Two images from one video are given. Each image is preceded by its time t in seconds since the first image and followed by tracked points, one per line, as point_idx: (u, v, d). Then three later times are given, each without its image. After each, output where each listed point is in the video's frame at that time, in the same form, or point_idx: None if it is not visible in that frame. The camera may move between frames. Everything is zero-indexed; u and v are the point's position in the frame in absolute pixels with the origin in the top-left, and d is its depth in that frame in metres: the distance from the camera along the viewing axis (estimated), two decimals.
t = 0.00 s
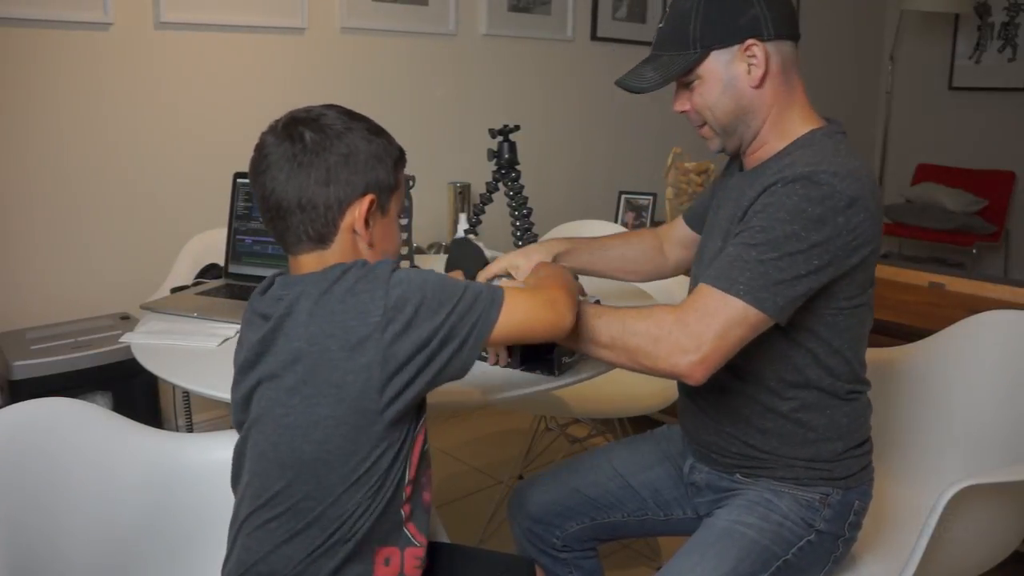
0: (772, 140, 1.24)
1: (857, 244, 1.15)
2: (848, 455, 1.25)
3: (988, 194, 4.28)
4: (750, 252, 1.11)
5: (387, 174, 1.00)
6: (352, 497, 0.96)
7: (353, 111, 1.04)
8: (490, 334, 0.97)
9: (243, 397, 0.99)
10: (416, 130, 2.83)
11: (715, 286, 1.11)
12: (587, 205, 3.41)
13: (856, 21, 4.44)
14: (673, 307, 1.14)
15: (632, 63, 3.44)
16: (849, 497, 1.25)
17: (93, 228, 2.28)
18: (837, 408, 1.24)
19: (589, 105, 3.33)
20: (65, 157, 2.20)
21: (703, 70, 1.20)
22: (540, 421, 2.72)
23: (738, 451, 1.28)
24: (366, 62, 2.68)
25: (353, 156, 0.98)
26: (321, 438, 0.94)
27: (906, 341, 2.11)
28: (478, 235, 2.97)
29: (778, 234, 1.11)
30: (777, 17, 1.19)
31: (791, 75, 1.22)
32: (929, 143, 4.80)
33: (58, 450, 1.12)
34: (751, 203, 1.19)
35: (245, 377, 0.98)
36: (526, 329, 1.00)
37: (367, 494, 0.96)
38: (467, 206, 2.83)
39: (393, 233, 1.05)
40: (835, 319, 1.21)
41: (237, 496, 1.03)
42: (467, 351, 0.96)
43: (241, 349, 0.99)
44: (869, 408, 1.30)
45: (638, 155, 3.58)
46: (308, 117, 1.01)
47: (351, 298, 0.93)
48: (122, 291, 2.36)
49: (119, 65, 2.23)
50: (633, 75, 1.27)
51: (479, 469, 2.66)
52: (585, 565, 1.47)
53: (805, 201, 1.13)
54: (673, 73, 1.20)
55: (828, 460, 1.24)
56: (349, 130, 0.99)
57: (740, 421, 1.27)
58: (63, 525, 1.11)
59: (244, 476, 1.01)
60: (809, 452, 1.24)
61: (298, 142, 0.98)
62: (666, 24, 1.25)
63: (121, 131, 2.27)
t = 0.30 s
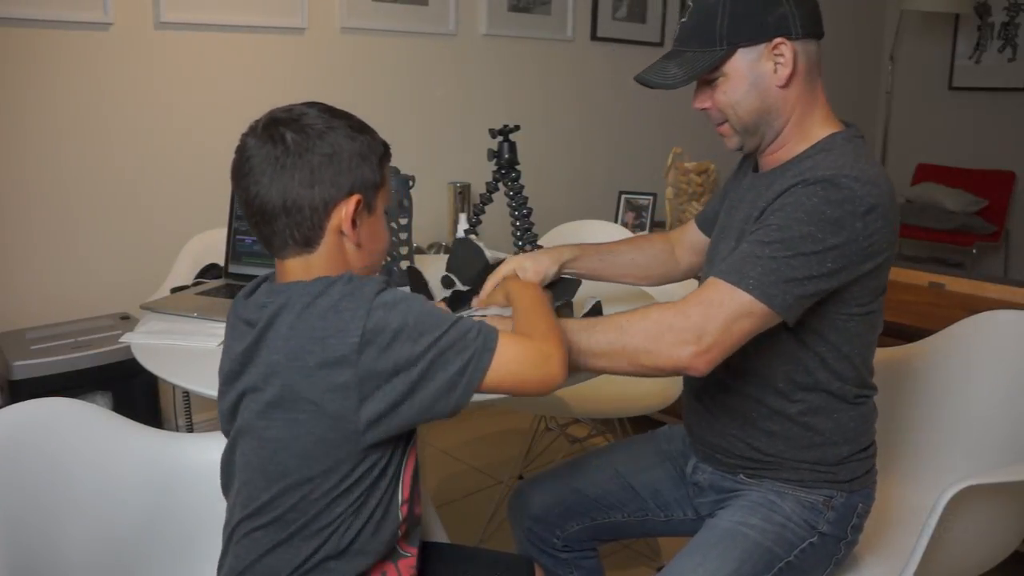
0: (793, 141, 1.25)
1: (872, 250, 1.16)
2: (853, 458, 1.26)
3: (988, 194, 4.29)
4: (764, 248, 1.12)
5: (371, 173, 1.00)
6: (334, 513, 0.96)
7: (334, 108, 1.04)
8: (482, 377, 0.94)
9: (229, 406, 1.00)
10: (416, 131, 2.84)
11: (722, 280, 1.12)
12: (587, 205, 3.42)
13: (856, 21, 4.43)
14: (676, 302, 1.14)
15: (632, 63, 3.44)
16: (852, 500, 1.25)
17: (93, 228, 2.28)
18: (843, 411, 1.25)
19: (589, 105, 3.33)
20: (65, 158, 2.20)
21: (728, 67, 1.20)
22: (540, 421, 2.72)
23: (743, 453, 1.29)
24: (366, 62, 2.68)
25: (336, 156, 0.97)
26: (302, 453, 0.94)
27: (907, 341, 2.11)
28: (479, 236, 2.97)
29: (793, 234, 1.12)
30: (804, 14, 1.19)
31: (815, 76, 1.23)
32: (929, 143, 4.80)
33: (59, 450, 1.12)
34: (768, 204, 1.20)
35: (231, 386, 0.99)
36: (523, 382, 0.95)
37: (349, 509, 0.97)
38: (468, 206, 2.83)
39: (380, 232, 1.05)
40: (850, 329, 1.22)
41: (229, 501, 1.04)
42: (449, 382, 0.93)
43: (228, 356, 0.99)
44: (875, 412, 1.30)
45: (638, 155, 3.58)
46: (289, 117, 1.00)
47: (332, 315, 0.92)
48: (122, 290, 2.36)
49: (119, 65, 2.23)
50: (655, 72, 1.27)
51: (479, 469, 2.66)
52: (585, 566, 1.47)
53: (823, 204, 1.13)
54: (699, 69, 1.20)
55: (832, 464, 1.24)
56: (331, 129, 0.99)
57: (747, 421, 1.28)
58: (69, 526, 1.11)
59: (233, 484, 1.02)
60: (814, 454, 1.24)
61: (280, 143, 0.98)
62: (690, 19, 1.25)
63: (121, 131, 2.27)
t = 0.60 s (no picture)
0: (804, 143, 1.25)
1: (884, 257, 1.17)
2: (857, 460, 1.26)
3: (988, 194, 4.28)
4: (778, 257, 1.12)
5: (350, 177, 1.00)
6: (308, 525, 0.97)
7: (311, 108, 1.03)
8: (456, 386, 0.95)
9: (207, 416, 1.01)
10: (417, 131, 2.84)
11: (738, 287, 1.12)
12: (587, 205, 3.42)
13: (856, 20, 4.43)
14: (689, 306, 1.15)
15: (632, 63, 3.44)
16: (854, 501, 1.25)
17: (93, 228, 2.28)
18: (848, 413, 1.25)
19: (589, 105, 3.33)
20: (65, 159, 2.20)
21: (741, 66, 1.21)
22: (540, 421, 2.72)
23: (745, 454, 1.29)
24: (366, 62, 2.68)
25: (313, 161, 0.97)
26: (273, 467, 0.95)
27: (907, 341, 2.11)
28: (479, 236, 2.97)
29: (807, 243, 1.12)
30: (819, 15, 1.19)
31: (829, 78, 1.23)
32: (929, 143, 4.80)
33: (59, 449, 1.12)
34: (780, 211, 1.19)
35: (207, 397, 1.00)
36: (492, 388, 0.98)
37: (323, 522, 0.97)
38: (467, 206, 2.83)
39: (364, 235, 1.05)
40: (858, 330, 1.22)
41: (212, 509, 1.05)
42: (423, 396, 0.94)
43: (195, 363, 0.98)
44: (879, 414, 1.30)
45: (638, 155, 3.58)
46: (264, 120, 0.99)
47: (298, 330, 0.91)
48: (122, 290, 2.36)
49: (118, 65, 2.23)
50: (668, 68, 1.27)
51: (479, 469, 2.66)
52: (586, 565, 1.47)
53: (837, 212, 1.13)
54: (713, 67, 1.20)
55: (835, 465, 1.24)
56: (307, 133, 0.98)
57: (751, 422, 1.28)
58: (67, 521, 1.11)
59: (213, 494, 1.03)
60: (817, 455, 1.24)
61: (256, 148, 0.97)
62: (705, 16, 1.25)
63: (121, 131, 2.27)
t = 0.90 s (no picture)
0: (773, 148, 1.29)
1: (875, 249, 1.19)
2: (858, 461, 1.26)
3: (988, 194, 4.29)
4: (781, 278, 1.14)
5: (313, 220, 1.01)
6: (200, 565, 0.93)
7: (267, 147, 1.03)
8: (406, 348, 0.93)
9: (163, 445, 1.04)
10: (416, 130, 2.84)
11: (754, 317, 1.15)
12: (587, 205, 3.42)
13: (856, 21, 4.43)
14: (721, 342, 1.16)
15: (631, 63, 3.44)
16: (854, 502, 1.25)
17: (92, 228, 2.28)
18: (848, 413, 1.25)
19: (589, 105, 3.33)
20: (65, 159, 2.20)
21: (707, 68, 1.25)
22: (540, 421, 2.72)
23: (745, 456, 1.29)
24: (366, 62, 2.68)
25: (272, 207, 0.98)
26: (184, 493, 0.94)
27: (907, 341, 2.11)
28: (479, 236, 2.97)
29: (804, 253, 1.14)
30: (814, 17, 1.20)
31: (790, 79, 1.28)
32: (929, 143, 4.80)
33: (61, 448, 1.12)
34: (766, 226, 1.21)
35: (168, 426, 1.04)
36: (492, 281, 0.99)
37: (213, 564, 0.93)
38: (467, 206, 2.83)
39: (338, 271, 1.06)
40: (860, 329, 1.23)
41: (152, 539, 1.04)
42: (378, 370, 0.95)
43: (160, 430, 1.03)
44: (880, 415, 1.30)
45: (638, 156, 3.58)
46: (219, 167, 0.99)
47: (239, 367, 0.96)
48: (122, 290, 2.36)
49: (118, 66, 2.23)
50: (636, 76, 1.31)
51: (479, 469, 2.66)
52: (585, 565, 1.46)
53: (824, 215, 1.16)
54: (681, 70, 1.25)
55: (835, 466, 1.24)
56: (264, 179, 0.98)
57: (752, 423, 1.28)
58: (68, 521, 1.11)
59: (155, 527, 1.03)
60: (817, 458, 1.24)
61: (214, 199, 0.98)
62: (666, 24, 1.31)
63: (121, 131, 2.27)
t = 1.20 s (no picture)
0: (770, 150, 1.29)
1: (879, 249, 1.19)
2: (858, 461, 1.26)
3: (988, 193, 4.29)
4: (787, 280, 1.14)
5: (315, 241, 0.99)
6: None
7: (256, 162, 0.97)
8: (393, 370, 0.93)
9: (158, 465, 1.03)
10: (416, 130, 2.84)
11: (760, 321, 1.14)
12: (587, 205, 3.41)
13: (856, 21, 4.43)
14: (729, 346, 1.16)
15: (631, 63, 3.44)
16: (855, 502, 1.25)
17: (92, 228, 2.28)
18: (848, 414, 1.25)
19: (590, 105, 3.33)
20: (64, 160, 2.20)
21: (697, 74, 1.26)
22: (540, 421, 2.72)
23: (746, 457, 1.29)
24: (366, 62, 2.68)
25: (275, 234, 0.94)
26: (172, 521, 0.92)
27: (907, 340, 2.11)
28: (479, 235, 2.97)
29: (809, 254, 1.14)
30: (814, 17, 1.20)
31: (785, 82, 1.28)
32: (930, 143, 4.80)
33: (61, 448, 1.12)
34: (769, 227, 1.21)
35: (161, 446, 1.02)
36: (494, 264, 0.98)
37: None
38: (467, 206, 2.84)
39: (338, 281, 1.06)
40: (862, 329, 1.23)
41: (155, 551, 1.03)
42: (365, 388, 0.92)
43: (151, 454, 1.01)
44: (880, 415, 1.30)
45: (638, 156, 3.58)
46: (212, 191, 0.94)
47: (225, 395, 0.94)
48: (122, 290, 2.37)
49: (117, 66, 2.23)
50: (632, 79, 1.33)
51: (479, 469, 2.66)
52: (585, 565, 1.46)
53: (829, 215, 1.16)
54: (669, 77, 1.26)
55: (835, 466, 1.24)
56: (263, 204, 0.94)
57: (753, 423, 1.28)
58: (66, 521, 1.11)
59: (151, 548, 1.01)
60: (818, 458, 1.24)
61: (212, 229, 0.93)
62: (662, 27, 1.32)
63: (120, 132, 2.27)
